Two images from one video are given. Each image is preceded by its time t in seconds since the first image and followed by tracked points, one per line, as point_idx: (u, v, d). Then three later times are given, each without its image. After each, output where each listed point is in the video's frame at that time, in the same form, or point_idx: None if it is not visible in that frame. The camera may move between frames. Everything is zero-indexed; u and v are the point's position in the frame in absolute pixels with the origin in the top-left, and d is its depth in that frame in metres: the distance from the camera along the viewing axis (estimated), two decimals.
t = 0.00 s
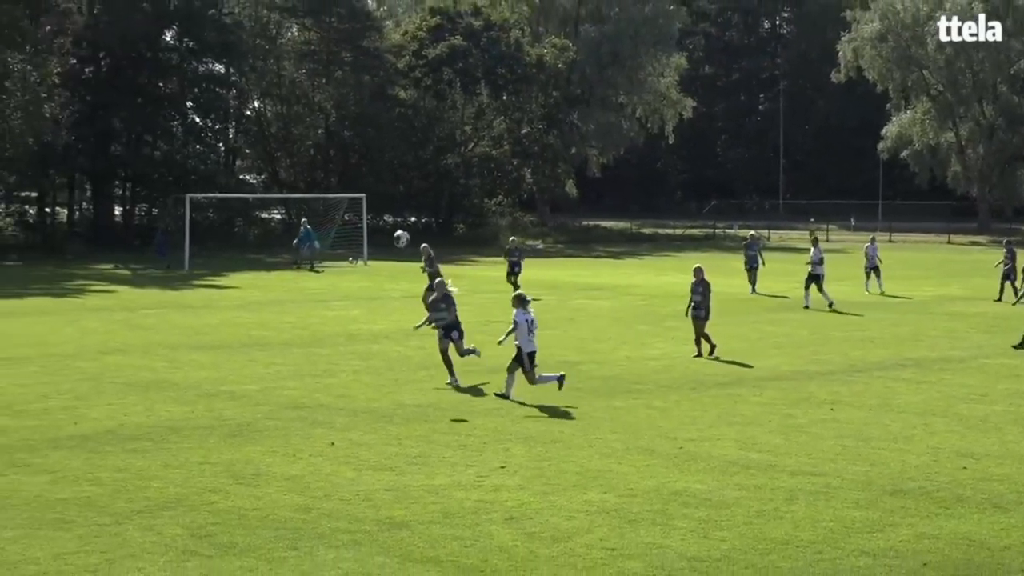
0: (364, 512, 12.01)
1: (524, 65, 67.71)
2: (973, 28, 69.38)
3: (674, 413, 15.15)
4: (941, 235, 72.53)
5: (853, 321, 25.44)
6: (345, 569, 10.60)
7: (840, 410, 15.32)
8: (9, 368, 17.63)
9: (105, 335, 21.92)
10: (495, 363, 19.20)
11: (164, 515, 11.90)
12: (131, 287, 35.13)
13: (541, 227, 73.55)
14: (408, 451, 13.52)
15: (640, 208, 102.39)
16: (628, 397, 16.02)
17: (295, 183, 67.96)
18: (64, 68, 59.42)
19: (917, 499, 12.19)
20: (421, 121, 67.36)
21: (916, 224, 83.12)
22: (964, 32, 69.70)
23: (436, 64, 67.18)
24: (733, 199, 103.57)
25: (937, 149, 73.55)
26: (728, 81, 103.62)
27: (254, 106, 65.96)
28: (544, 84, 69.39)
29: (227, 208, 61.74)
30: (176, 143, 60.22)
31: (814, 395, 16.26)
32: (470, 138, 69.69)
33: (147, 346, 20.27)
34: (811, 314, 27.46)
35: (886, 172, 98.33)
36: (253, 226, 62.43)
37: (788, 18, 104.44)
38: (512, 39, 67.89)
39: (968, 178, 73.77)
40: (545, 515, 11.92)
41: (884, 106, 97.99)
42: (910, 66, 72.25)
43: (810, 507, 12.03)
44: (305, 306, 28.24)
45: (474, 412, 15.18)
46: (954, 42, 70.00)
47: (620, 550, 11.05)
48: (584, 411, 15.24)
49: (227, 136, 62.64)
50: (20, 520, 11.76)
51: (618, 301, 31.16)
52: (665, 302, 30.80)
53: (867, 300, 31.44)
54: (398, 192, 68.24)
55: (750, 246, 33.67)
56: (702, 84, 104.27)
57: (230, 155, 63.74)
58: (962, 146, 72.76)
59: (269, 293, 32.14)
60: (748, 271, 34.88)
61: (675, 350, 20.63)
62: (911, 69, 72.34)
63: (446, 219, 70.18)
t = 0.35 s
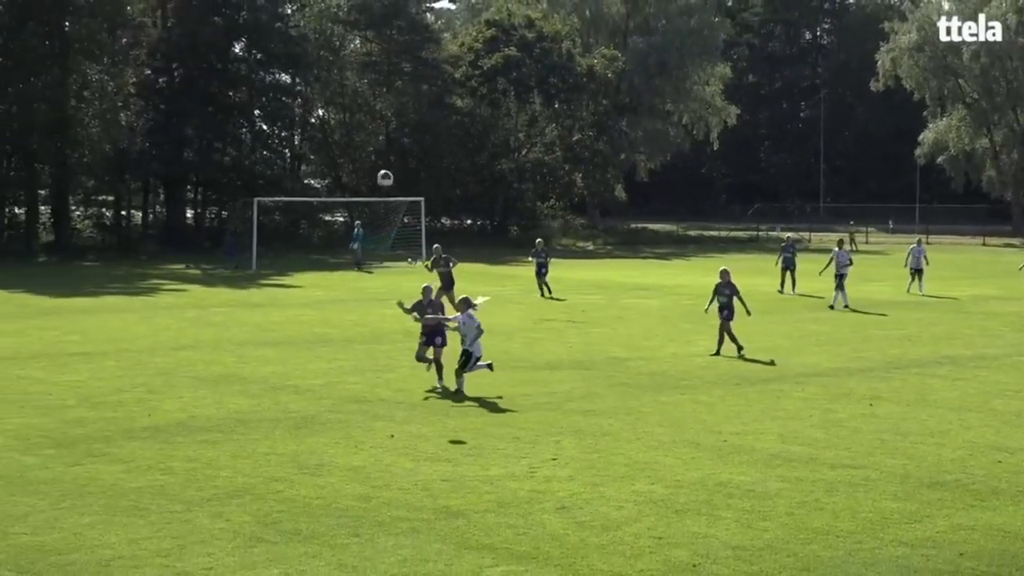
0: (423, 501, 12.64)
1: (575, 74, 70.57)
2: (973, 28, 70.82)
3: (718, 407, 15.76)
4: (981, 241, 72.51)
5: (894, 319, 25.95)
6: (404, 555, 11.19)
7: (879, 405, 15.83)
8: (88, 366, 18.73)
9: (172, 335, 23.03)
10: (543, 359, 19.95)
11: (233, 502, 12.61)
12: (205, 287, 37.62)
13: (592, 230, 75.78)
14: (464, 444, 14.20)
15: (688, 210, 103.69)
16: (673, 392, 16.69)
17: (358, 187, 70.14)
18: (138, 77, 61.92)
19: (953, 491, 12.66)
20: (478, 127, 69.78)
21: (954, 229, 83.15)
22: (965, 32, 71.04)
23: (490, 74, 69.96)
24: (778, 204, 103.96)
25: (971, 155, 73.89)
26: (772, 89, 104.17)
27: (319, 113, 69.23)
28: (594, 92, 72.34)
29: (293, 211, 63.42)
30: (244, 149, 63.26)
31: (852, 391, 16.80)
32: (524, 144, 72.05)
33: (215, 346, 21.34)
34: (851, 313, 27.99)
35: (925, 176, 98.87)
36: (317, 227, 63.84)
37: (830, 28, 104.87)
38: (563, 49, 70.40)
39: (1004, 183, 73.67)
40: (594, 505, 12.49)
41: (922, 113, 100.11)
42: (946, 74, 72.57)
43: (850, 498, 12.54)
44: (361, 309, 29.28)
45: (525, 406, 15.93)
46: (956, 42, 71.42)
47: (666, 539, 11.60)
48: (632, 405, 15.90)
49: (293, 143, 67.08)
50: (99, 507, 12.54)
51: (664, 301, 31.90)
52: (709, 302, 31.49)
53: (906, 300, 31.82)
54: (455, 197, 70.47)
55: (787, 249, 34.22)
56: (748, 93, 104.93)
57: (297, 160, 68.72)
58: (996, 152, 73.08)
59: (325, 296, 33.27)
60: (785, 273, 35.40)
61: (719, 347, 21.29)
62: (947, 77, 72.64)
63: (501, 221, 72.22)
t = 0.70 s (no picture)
0: (487, 496, 12.97)
1: (637, 78, 73.72)
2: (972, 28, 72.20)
3: (776, 405, 15.98)
4: None
5: (952, 318, 26.04)
6: (468, 548, 11.49)
7: (936, 404, 15.98)
8: (164, 364, 19.43)
9: (242, 334, 23.76)
10: (603, 356, 20.32)
11: (301, 495, 13.00)
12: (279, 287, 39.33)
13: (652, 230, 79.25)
14: (527, 441, 14.56)
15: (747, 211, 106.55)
16: (732, 390, 16.95)
17: (424, 188, 73.74)
18: (212, 81, 65.23)
19: (1010, 490, 12.79)
20: (540, 129, 73.80)
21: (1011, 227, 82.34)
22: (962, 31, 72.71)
23: (553, 76, 73.28)
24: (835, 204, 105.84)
25: None
26: (830, 91, 104.95)
27: (386, 116, 73.34)
28: (655, 96, 75.14)
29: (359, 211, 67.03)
30: (312, 151, 66.62)
31: (910, 389, 16.96)
32: (586, 146, 75.68)
33: (286, 345, 22.01)
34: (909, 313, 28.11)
35: (981, 177, 100.21)
36: (383, 227, 67.42)
37: (889, 32, 106.10)
38: (625, 54, 73.58)
39: None
40: (654, 500, 12.77)
41: (979, 114, 101.04)
42: (1004, 78, 73.13)
43: (908, 495, 12.71)
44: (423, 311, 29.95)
45: (586, 403, 16.30)
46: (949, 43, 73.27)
47: (726, 534, 11.85)
48: (692, 403, 16.18)
49: (360, 145, 69.61)
50: (173, 499, 12.98)
51: (720, 300, 32.22)
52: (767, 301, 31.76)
53: (963, 300, 31.83)
54: (518, 198, 73.63)
55: (837, 250, 34.30)
56: (805, 95, 105.53)
57: (365, 162, 71.45)
58: None
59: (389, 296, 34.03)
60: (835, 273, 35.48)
61: (776, 345, 21.60)
62: (1006, 80, 73.21)
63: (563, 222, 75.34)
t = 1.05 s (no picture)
0: (554, 483, 13.77)
1: (696, 87, 78.17)
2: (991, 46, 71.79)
3: (829, 399, 16.65)
4: None
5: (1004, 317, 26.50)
6: (536, 532, 12.24)
7: (984, 399, 16.55)
8: (250, 359, 20.60)
9: (320, 331, 24.96)
10: (663, 351, 21.14)
11: (378, 481, 13.87)
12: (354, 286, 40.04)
13: (710, 232, 84.19)
14: (592, 431, 15.38)
15: (803, 214, 108.94)
16: (787, 385, 17.65)
17: (494, 193, 78.51)
18: (297, 92, 69.76)
19: None
20: (604, 137, 78.19)
21: None
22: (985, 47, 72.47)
23: (616, 87, 77.98)
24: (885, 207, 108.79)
25: None
26: (881, 101, 108.08)
27: (459, 125, 77.63)
28: (714, 105, 79.57)
29: (434, 215, 71.62)
30: (390, 158, 70.94)
31: (959, 384, 17.54)
32: (647, 152, 79.53)
33: (365, 341, 23.17)
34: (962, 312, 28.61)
35: None
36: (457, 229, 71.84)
37: (937, 44, 108.22)
38: (685, 65, 77.84)
39: None
40: (712, 488, 13.51)
41: None
42: None
43: (955, 486, 13.33)
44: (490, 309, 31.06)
45: (648, 396, 17.09)
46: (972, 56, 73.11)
47: (780, 521, 12.55)
48: (748, 396, 16.90)
49: (434, 151, 74.21)
50: (259, 484, 13.89)
51: (777, 299, 32.93)
52: (822, 300, 32.43)
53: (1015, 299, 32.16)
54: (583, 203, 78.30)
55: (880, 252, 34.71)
56: (856, 102, 109.30)
57: (440, 168, 75.96)
58: None
59: (460, 295, 35.34)
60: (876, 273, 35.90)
61: (832, 342, 22.26)
62: None
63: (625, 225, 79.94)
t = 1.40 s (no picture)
0: (612, 471, 14.67)
1: (748, 98, 78.98)
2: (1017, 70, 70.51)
3: (873, 393, 17.44)
4: None
5: None
6: (594, 517, 13.12)
7: (1022, 393, 17.23)
8: (325, 354, 21.76)
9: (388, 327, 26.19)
10: (715, 347, 22.06)
11: (446, 468, 14.83)
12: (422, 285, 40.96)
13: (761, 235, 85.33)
14: (647, 422, 16.30)
15: (848, 220, 111.04)
16: (833, 379, 18.45)
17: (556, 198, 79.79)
18: (370, 104, 71.89)
19: None
20: (660, 144, 79.72)
21: None
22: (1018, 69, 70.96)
23: (672, 98, 79.53)
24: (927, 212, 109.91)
25: None
26: (924, 110, 110.15)
27: (524, 134, 78.72)
28: (764, 114, 80.33)
29: (498, 219, 73.32)
30: (458, 165, 72.83)
31: (998, 380, 18.24)
32: (700, 159, 81.65)
33: (432, 337, 24.30)
34: (1006, 312, 29.24)
35: None
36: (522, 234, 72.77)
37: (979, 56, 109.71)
38: (738, 77, 78.84)
39: None
40: (761, 477, 14.35)
41: None
42: None
43: (992, 476, 14.06)
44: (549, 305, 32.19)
45: (701, 389, 17.98)
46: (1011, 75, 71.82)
47: (826, 509, 13.34)
48: (796, 390, 17.74)
49: (499, 159, 75.99)
50: (335, 469, 14.91)
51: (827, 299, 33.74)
52: (871, 300, 33.17)
53: None
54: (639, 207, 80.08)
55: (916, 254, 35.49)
56: (900, 113, 111.30)
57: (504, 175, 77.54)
58: None
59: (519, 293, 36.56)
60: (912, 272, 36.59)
61: (877, 339, 23.04)
62: None
63: (681, 228, 81.81)
